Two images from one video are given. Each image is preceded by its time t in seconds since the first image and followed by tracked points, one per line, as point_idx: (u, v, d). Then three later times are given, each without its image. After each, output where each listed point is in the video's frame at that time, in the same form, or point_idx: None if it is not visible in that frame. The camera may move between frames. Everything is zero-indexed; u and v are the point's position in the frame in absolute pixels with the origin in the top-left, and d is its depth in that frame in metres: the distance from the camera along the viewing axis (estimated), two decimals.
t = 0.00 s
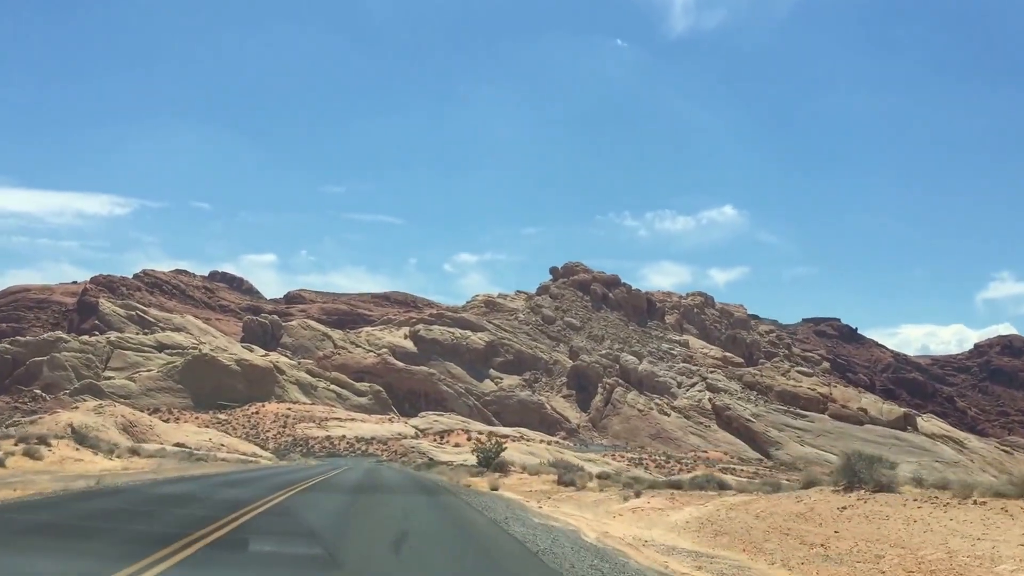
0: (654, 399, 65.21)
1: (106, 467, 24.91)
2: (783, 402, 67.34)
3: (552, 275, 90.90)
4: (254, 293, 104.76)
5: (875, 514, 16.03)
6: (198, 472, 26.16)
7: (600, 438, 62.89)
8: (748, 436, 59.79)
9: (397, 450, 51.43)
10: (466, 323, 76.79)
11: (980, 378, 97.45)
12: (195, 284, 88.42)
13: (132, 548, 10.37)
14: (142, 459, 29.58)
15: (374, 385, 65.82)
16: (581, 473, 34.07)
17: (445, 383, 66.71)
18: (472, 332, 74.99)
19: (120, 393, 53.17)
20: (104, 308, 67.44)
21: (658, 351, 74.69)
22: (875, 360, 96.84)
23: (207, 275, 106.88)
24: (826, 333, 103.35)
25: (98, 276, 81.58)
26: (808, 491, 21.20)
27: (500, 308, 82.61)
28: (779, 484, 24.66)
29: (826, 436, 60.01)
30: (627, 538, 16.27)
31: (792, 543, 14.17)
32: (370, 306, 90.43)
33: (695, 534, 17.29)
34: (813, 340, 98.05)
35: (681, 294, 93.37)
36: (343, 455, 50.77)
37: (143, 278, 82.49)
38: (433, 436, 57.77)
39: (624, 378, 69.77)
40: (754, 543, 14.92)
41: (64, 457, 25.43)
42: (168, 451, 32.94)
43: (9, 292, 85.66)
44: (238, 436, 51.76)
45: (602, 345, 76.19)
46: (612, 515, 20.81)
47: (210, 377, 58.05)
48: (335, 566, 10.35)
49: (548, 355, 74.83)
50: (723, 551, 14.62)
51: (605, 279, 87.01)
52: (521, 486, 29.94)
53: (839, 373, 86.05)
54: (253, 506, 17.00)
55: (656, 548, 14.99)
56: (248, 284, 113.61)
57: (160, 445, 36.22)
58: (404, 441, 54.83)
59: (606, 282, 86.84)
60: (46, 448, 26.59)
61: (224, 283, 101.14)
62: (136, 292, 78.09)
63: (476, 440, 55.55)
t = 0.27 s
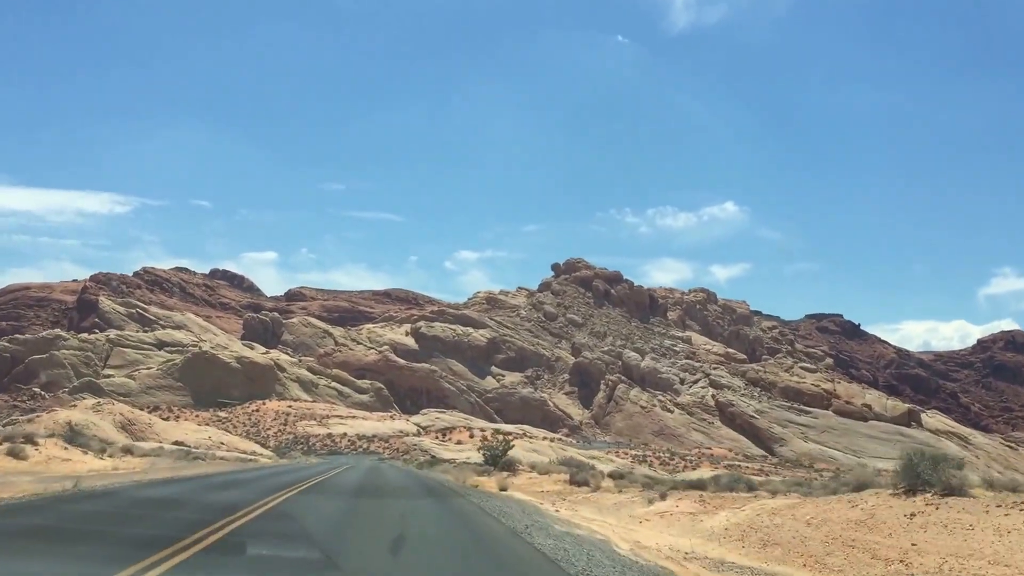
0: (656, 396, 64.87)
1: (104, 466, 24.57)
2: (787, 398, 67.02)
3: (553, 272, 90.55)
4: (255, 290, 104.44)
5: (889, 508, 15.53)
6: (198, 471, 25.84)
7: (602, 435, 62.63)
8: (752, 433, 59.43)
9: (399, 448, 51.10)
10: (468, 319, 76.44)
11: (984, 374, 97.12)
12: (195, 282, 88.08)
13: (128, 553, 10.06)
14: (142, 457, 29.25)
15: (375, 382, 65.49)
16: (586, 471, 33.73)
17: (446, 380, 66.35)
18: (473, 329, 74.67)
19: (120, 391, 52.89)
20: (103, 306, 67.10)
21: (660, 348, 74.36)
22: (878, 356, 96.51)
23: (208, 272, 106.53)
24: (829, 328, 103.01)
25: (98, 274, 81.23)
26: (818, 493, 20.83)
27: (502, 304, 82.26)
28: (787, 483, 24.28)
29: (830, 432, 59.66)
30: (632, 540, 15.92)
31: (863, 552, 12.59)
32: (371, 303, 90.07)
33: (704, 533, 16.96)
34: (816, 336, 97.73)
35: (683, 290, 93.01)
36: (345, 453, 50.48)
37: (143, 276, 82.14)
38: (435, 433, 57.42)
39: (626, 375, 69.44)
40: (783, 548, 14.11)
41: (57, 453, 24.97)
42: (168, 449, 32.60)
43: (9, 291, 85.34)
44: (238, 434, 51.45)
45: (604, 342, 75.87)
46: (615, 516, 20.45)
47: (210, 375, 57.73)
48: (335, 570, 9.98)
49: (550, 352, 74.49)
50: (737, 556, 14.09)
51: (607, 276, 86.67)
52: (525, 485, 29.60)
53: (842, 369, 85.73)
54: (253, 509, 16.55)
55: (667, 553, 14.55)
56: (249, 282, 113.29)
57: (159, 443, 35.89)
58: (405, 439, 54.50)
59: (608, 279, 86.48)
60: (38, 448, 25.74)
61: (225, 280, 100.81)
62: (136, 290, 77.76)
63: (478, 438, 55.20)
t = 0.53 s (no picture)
0: (660, 394, 64.53)
1: (104, 467, 24.27)
2: (790, 396, 66.68)
3: (555, 270, 90.27)
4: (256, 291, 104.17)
5: (912, 510, 15.07)
6: (199, 472, 25.53)
7: (605, 434, 62.31)
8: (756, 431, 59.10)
9: (401, 447, 50.79)
10: (469, 318, 76.13)
11: (987, 371, 96.78)
12: (196, 282, 87.80)
13: (130, 547, 9.78)
14: (142, 458, 28.94)
15: (377, 382, 65.19)
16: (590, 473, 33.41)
17: (448, 380, 66.03)
18: (475, 328, 74.36)
19: (120, 392, 52.58)
20: (103, 307, 66.80)
21: (663, 346, 74.02)
22: (881, 354, 96.18)
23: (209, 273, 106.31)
24: (832, 326, 102.70)
25: (98, 274, 80.93)
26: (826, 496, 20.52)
27: (503, 303, 81.97)
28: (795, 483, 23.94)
29: (834, 430, 59.33)
30: (641, 538, 15.65)
31: (895, 554, 11.68)
32: (372, 303, 89.78)
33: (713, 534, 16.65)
34: (819, 334, 97.42)
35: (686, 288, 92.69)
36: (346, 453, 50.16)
37: (143, 277, 81.82)
38: (437, 432, 57.12)
39: (629, 374, 69.14)
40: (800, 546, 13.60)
41: (54, 454, 24.60)
42: (168, 450, 32.29)
43: (10, 292, 85.07)
44: (239, 434, 51.16)
45: (606, 340, 75.57)
46: (620, 516, 20.13)
47: (211, 375, 57.42)
48: (353, 565, 9.66)
49: (552, 350, 74.19)
50: (752, 555, 13.64)
51: (609, 274, 86.38)
52: (529, 486, 29.31)
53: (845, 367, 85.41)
54: (263, 505, 16.23)
55: (681, 553, 14.23)
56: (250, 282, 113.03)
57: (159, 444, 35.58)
58: (407, 438, 54.18)
59: (610, 277, 86.19)
60: (34, 449, 25.36)
61: (226, 281, 100.54)
62: (137, 290, 77.46)
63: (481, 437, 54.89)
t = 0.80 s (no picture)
0: (665, 394, 63.78)
1: (98, 472, 23.60)
2: (797, 396, 65.90)
3: (559, 270, 89.54)
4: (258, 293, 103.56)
5: (948, 526, 14.23)
6: (197, 477, 24.87)
7: (610, 435, 61.55)
8: (764, 431, 58.32)
9: (404, 450, 50.10)
10: (472, 319, 75.43)
11: (995, 369, 95.89)
12: (196, 284, 87.19)
13: (121, 554, 9.17)
14: (139, 462, 28.28)
15: (379, 384, 64.50)
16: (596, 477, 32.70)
17: (451, 381, 65.32)
18: (478, 329, 73.60)
19: (120, 395, 51.94)
20: (103, 309, 66.18)
21: (668, 346, 73.29)
22: (887, 353, 95.31)
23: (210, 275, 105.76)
24: (837, 325, 101.85)
25: (98, 277, 80.33)
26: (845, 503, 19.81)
27: (506, 304, 81.26)
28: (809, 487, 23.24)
29: (843, 430, 58.53)
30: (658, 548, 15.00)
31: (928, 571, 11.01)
32: (374, 304, 89.12)
33: (728, 544, 15.96)
34: (825, 334, 96.59)
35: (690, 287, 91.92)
36: (348, 456, 49.45)
37: (144, 279, 81.21)
38: (441, 434, 56.40)
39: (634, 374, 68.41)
40: (839, 568, 12.59)
41: (47, 460, 23.98)
42: (166, 454, 31.61)
43: (9, 295, 84.51)
44: (241, 437, 50.52)
45: (611, 340, 74.85)
46: (630, 521, 19.46)
47: (212, 378, 56.76)
48: (361, 569, 9.00)
49: (556, 351, 73.46)
50: (783, 573, 12.71)
51: (613, 274, 85.64)
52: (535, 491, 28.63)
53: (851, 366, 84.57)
54: (267, 509, 15.54)
55: (702, 564, 13.49)
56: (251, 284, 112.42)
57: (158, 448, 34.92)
58: (411, 440, 53.51)
59: (614, 277, 85.45)
60: (29, 454, 24.72)
61: (227, 283, 99.93)
62: (137, 293, 76.86)
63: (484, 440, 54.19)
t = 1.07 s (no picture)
0: (671, 396, 63.07)
1: (93, 479, 22.97)
2: (805, 396, 65.15)
3: (562, 271, 88.86)
4: (259, 296, 103.01)
5: (976, 534, 13.60)
6: (195, 484, 24.24)
7: (616, 437, 60.84)
8: (771, 432, 57.57)
9: (408, 453, 49.45)
10: (475, 321, 74.77)
11: (1003, 368, 95.01)
12: (198, 288, 86.63)
13: (108, 567, 8.52)
14: (136, 469, 27.64)
15: (382, 386, 63.85)
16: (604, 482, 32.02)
17: (454, 383, 64.63)
18: (481, 331, 72.97)
19: (120, 400, 51.38)
20: (103, 314, 65.63)
21: (673, 347, 72.58)
22: (894, 353, 94.46)
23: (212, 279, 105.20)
24: (843, 324, 101.03)
25: (99, 282, 79.82)
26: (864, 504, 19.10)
27: (510, 305, 80.59)
28: (823, 492, 22.56)
29: (851, 430, 57.76)
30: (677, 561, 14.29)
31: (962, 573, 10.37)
32: (376, 307, 88.50)
33: (744, 553, 15.28)
34: (831, 334, 95.75)
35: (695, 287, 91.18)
36: (351, 460, 48.82)
37: (145, 283, 80.66)
38: (444, 437, 55.74)
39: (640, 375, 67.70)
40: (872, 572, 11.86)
41: (41, 469, 23.38)
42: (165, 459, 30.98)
43: (10, 300, 84.01)
44: (242, 442, 49.90)
45: (615, 342, 74.15)
46: (643, 530, 18.76)
47: (213, 382, 56.16)
48: None
49: (560, 353, 72.77)
50: None
51: (617, 274, 84.94)
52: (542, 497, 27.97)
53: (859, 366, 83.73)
54: (268, 519, 14.90)
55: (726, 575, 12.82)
56: (253, 288, 111.89)
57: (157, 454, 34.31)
58: (414, 444, 52.84)
59: (618, 278, 84.74)
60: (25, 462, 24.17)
61: (229, 287, 99.35)
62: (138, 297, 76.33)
63: (489, 443, 53.49)
